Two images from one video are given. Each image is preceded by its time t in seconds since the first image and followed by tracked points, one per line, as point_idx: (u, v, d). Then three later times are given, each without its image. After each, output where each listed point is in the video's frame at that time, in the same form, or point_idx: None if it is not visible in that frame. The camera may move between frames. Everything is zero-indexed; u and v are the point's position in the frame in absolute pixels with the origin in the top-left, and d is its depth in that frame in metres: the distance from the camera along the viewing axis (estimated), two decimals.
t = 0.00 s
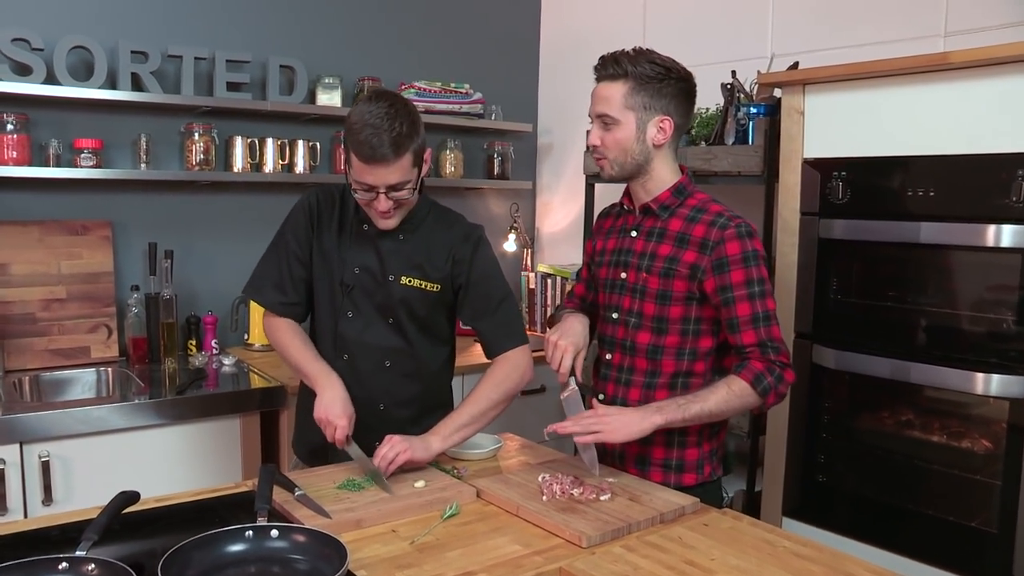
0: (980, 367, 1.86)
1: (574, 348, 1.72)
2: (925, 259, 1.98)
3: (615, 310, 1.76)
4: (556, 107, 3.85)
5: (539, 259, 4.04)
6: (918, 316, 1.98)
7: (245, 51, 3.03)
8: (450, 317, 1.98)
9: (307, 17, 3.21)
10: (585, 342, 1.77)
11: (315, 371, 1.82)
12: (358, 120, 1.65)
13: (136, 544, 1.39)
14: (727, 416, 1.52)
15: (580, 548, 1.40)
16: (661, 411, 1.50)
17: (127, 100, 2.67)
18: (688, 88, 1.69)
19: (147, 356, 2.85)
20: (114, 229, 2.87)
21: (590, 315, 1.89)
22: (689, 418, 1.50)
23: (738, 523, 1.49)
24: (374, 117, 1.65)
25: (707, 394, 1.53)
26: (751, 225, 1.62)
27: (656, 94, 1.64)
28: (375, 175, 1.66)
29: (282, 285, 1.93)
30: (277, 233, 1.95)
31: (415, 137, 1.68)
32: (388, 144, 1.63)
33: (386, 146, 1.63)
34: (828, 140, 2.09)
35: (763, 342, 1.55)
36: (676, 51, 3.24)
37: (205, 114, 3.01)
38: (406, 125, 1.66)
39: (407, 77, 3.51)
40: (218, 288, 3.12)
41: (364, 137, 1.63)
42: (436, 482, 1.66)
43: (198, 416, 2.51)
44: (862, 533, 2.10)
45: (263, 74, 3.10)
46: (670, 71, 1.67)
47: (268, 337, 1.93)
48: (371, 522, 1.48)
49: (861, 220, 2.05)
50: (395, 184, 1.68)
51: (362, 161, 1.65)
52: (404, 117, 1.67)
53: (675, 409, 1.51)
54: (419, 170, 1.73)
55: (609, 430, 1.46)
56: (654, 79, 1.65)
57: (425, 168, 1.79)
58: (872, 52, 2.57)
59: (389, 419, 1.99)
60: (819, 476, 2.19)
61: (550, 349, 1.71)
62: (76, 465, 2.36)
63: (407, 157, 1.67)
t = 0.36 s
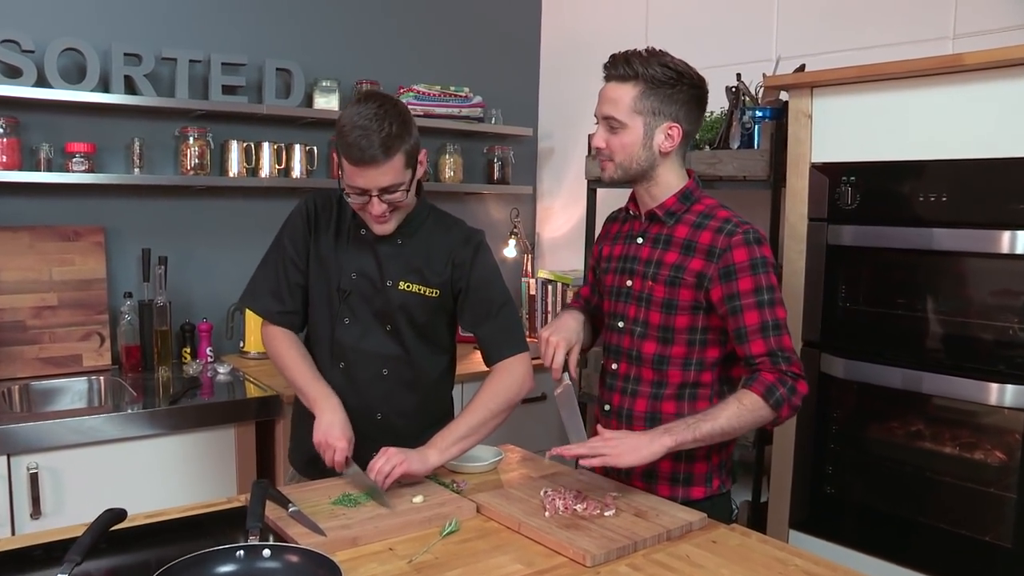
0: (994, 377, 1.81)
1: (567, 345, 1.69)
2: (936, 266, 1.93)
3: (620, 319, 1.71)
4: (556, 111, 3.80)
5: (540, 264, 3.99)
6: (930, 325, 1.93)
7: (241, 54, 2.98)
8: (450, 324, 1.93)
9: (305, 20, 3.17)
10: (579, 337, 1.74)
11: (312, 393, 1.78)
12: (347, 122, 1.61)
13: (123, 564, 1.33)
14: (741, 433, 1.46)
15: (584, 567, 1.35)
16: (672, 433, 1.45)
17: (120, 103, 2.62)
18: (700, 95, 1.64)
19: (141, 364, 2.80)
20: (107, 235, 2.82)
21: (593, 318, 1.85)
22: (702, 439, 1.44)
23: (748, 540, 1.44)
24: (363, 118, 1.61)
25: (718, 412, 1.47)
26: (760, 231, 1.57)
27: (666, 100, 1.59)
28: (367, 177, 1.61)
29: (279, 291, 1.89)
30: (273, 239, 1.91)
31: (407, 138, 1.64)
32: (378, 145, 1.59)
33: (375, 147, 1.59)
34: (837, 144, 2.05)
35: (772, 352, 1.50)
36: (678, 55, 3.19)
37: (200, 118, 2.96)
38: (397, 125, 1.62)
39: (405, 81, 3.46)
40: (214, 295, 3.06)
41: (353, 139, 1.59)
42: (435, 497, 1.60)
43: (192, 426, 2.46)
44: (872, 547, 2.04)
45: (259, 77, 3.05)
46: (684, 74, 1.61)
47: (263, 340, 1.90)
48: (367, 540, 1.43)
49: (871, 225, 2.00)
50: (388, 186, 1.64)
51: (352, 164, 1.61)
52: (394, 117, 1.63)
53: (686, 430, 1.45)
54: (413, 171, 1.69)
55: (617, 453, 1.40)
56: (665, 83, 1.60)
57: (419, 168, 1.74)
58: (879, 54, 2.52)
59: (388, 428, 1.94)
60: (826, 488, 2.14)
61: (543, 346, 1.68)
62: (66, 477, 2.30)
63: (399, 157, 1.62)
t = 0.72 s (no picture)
0: (1011, 386, 1.76)
1: (563, 339, 1.67)
2: (951, 270, 1.87)
3: (626, 327, 1.66)
4: (556, 111, 3.75)
5: (540, 268, 3.94)
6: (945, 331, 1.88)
7: (235, 55, 2.93)
8: (451, 333, 1.87)
9: (300, 20, 3.11)
10: (582, 332, 1.72)
11: (313, 418, 1.74)
12: (332, 134, 1.58)
13: None
14: (759, 448, 1.43)
15: None
16: (686, 460, 1.41)
17: (111, 106, 2.56)
18: (712, 96, 1.60)
19: (134, 372, 2.74)
20: (99, 240, 2.76)
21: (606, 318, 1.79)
22: (715, 462, 1.41)
23: (762, 558, 1.38)
24: (349, 127, 1.58)
25: (733, 432, 1.43)
26: (773, 237, 1.52)
27: (677, 100, 1.55)
28: (356, 189, 1.58)
29: (278, 300, 1.85)
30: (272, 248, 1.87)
31: (396, 144, 1.60)
32: (366, 154, 1.55)
33: (362, 158, 1.55)
34: (847, 145, 2.00)
35: (785, 365, 1.46)
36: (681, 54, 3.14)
37: (194, 120, 2.90)
38: (384, 132, 1.58)
39: (403, 82, 3.41)
40: (209, 301, 3.01)
41: (339, 149, 1.56)
42: (435, 513, 1.55)
43: (186, 436, 2.40)
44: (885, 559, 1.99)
45: (254, 78, 2.99)
46: (695, 74, 1.57)
47: (268, 356, 1.85)
48: (366, 559, 1.37)
49: (883, 229, 1.95)
50: (378, 195, 1.60)
51: (340, 176, 1.58)
52: (381, 123, 1.59)
53: (697, 455, 1.41)
54: (405, 177, 1.65)
55: (635, 493, 1.38)
56: (676, 83, 1.55)
57: (412, 171, 1.71)
58: (887, 53, 2.47)
59: (389, 441, 1.88)
60: (837, 498, 2.09)
61: (541, 341, 1.66)
62: (56, 490, 2.24)
63: (387, 166, 1.59)
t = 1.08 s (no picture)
0: None
1: (577, 374, 1.61)
2: (964, 278, 1.82)
3: (634, 337, 1.63)
4: (554, 112, 3.69)
5: (536, 271, 3.88)
6: (956, 340, 1.83)
7: (226, 53, 2.86)
8: (447, 339, 1.79)
9: (293, 17, 3.05)
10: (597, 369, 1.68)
11: (307, 412, 1.68)
12: (315, 137, 1.53)
13: None
14: (744, 463, 1.42)
15: None
16: (671, 468, 1.39)
17: (99, 105, 2.50)
18: (718, 96, 1.54)
19: (121, 378, 2.67)
20: (87, 242, 2.69)
21: (614, 342, 1.76)
22: (701, 472, 1.38)
23: None
24: (332, 130, 1.52)
25: (722, 444, 1.41)
26: (784, 244, 1.49)
27: (683, 102, 1.50)
28: (341, 194, 1.53)
29: (270, 307, 1.78)
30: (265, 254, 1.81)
31: (382, 146, 1.54)
32: (349, 157, 1.50)
33: (344, 162, 1.50)
34: (856, 149, 1.95)
35: (783, 379, 1.43)
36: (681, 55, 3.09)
37: (184, 120, 2.83)
38: (369, 134, 1.53)
39: (398, 81, 3.35)
40: (199, 304, 2.94)
41: (322, 154, 1.51)
42: (431, 530, 1.49)
43: (175, 444, 2.33)
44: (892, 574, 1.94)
45: (247, 77, 2.93)
46: (702, 74, 1.51)
47: (257, 360, 1.78)
48: None
49: (894, 235, 1.90)
50: (365, 200, 1.55)
51: (324, 181, 1.53)
52: (364, 124, 1.54)
53: (683, 464, 1.39)
54: (394, 179, 1.59)
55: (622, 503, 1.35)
56: (683, 83, 1.50)
57: (403, 173, 1.65)
58: (894, 55, 2.42)
59: (384, 451, 1.81)
60: (843, 510, 2.03)
61: (555, 378, 1.59)
62: (40, 500, 2.18)
63: (373, 169, 1.53)
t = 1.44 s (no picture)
0: None
1: (577, 392, 1.55)
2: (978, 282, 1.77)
3: (640, 343, 1.57)
4: (551, 110, 3.63)
5: (532, 271, 3.82)
6: (969, 345, 1.77)
7: (217, 48, 2.79)
8: (445, 342, 1.73)
9: (284, 11, 2.97)
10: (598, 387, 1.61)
11: (301, 435, 1.60)
12: (308, 135, 1.47)
13: None
14: (756, 473, 1.35)
15: None
16: (681, 478, 1.32)
17: (85, 100, 2.42)
18: (729, 92, 1.49)
19: (109, 381, 2.60)
20: (73, 241, 2.62)
21: (615, 354, 1.71)
22: (713, 482, 1.32)
23: None
24: (326, 127, 1.46)
25: (734, 453, 1.35)
26: (798, 245, 1.44)
27: (694, 97, 1.44)
28: (336, 193, 1.47)
29: (262, 310, 1.72)
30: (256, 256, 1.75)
31: (379, 143, 1.48)
32: (345, 156, 1.44)
33: (339, 160, 1.44)
34: (867, 149, 1.90)
35: (798, 386, 1.38)
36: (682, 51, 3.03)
37: (173, 116, 2.76)
38: (364, 130, 1.47)
39: (392, 77, 3.28)
40: (188, 305, 2.87)
41: (316, 152, 1.45)
42: (431, 545, 1.43)
43: (163, 450, 2.27)
44: None
45: (237, 72, 2.86)
46: (712, 70, 1.46)
47: (251, 369, 1.71)
48: None
49: (907, 237, 1.85)
50: (362, 198, 1.49)
51: (318, 181, 1.47)
52: (358, 121, 1.47)
53: (697, 475, 1.32)
54: (390, 176, 1.53)
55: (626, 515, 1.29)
56: (693, 79, 1.44)
57: (399, 169, 1.59)
58: (900, 52, 2.36)
59: (380, 458, 1.73)
60: (852, 519, 1.99)
61: (553, 394, 1.54)
62: (24, 508, 2.11)
63: (369, 166, 1.47)
